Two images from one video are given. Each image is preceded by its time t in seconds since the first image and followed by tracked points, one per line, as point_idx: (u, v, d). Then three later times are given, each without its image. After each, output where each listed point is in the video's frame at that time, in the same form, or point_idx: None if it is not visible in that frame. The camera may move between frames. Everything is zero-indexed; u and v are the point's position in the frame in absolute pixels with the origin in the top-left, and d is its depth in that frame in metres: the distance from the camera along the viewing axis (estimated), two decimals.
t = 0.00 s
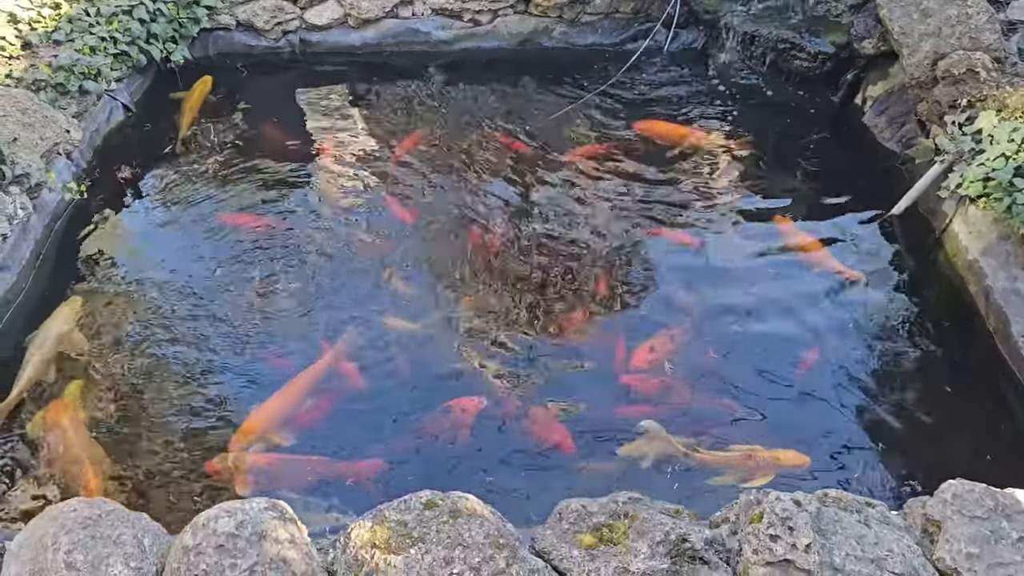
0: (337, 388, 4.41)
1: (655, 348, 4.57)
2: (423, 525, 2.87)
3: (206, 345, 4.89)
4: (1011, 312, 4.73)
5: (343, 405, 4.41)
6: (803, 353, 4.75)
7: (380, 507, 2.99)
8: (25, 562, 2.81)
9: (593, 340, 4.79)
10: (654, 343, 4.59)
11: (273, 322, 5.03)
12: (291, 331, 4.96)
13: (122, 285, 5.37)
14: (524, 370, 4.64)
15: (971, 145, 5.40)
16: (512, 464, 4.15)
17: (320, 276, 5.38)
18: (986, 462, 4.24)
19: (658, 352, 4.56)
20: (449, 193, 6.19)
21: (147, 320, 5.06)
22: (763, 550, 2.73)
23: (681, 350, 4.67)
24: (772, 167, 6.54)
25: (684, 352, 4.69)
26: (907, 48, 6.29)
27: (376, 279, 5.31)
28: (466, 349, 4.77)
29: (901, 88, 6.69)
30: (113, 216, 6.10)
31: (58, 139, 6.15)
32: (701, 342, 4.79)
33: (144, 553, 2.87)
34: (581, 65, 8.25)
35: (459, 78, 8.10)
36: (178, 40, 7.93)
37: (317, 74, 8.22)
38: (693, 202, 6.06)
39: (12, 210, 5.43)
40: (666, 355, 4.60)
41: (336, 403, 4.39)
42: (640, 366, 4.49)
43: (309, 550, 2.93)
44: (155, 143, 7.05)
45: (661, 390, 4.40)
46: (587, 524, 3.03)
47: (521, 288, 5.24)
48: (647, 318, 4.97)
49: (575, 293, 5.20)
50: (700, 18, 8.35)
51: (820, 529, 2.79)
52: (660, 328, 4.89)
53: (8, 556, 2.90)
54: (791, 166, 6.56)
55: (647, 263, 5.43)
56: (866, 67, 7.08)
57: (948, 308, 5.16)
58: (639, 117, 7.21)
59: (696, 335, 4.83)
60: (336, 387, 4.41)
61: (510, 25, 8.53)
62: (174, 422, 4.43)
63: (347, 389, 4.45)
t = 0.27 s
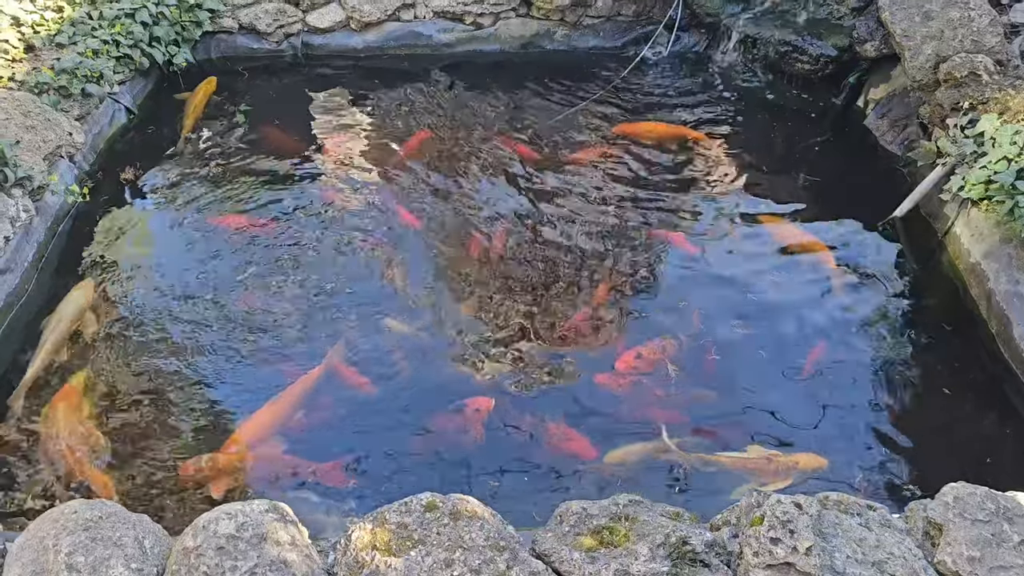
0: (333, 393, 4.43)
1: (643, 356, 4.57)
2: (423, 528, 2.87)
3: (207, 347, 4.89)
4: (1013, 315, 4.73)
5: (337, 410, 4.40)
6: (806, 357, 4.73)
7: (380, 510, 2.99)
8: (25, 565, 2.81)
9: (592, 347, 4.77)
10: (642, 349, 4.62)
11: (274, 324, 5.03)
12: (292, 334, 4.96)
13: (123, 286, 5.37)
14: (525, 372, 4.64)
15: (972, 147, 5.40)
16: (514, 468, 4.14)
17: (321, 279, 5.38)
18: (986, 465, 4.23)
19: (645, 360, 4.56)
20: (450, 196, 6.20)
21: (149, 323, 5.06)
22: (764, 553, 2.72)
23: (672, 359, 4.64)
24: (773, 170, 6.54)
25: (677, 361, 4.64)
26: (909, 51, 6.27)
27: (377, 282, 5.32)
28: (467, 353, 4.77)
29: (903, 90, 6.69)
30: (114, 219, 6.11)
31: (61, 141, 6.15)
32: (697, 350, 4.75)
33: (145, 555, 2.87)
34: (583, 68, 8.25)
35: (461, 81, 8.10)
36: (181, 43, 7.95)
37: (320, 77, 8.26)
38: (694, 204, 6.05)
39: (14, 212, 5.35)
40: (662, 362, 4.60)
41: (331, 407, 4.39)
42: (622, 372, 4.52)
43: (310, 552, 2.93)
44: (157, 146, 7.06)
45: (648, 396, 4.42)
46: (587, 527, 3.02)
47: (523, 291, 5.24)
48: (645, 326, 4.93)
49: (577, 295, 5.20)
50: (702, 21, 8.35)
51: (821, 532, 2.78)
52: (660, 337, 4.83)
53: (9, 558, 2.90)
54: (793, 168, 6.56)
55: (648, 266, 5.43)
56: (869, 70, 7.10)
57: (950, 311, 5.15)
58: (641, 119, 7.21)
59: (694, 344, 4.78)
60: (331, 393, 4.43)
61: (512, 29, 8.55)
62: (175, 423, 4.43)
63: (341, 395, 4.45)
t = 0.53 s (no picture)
0: (327, 400, 4.49)
1: (621, 360, 4.56)
2: (425, 530, 2.89)
3: (211, 351, 4.93)
4: (1011, 321, 4.76)
5: (331, 417, 4.43)
6: (808, 361, 4.76)
7: (382, 512, 3.01)
8: (30, 566, 2.83)
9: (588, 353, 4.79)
10: (621, 353, 4.61)
11: (277, 329, 5.06)
12: (295, 338, 4.99)
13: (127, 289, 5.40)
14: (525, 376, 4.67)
15: (970, 154, 5.41)
16: (516, 471, 4.18)
17: (324, 284, 5.41)
18: (982, 469, 4.26)
19: (623, 364, 4.55)
20: (452, 202, 6.24)
21: (153, 327, 5.10)
22: (763, 555, 2.75)
23: (657, 365, 4.60)
24: (773, 177, 6.58)
25: (661, 367, 4.60)
26: (907, 58, 6.32)
27: (379, 286, 5.36)
28: (470, 357, 4.81)
29: (901, 98, 6.73)
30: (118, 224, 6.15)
31: (65, 147, 6.19)
32: (686, 358, 4.74)
33: (149, 557, 2.89)
34: (583, 75, 8.30)
35: (462, 88, 8.15)
36: (183, 50, 8.00)
37: (322, 83, 8.31)
38: (694, 211, 6.09)
39: (18, 217, 5.41)
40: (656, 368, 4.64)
41: (326, 414, 4.44)
42: (597, 371, 4.55)
43: (313, 554, 2.95)
44: (160, 152, 7.10)
45: (635, 404, 4.42)
46: (588, 529, 3.05)
47: (524, 295, 5.28)
48: (639, 333, 4.94)
49: (578, 300, 5.24)
50: (702, 29, 8.40)
51: (820, 534, 2.81)
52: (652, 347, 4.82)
53: (14, 560, 2.92)
54: (792, 175, 6.61)
55: (649, 271, 5.47)
56: (867, 77, 7.12)
57: (947, 316, 5.19)
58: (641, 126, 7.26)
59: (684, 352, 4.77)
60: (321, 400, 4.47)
61: (513, 36, 8.60)
62: (179, 427, 4.46)
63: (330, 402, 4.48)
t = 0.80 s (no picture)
0: (321, 408, 4.52)
1: (599, 369, 4.61)
2: (425, 534, 2.91)
3: (211, 355, 4.95)
4: (1006, 325, 4.79)
5: (325, 424, 4.45)
6: (806, 366, 4.78)
7: (382, 516, 3.03)
8: (31, 570, 2.84)
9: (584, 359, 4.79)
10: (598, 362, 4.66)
11: (276, 334, 5.08)
12: (294, 343, 5.01)
13: (128, 295, 5.41)
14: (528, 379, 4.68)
15: (965, 160, 5.47)
16: (515, 475, 4.19)
17: (323, 288, 5.43)
18: (976, 472, 4.30)
19: (601, 372, 4.60)
20: (451, 207, 6.27)
21: (153, 332, 5.12)
22: (760, 559, 2.77)
23: (634, 373, 4.64)
24: (770, 182, 6.61)
25: (637, 376, 4.64)
26: (903, 65, 6.36)
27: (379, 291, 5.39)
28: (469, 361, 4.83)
29: (897, 104, 6.78)
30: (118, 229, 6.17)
31: (65, 153, 6.22)
32: (664, 369, 4.71)
33: (151, 561, 2.91)
34: (582, 81, 8.34)
35: (461, 94, 8.18)
36: (183, 56, 8.04)
37: (321, 89, 8.34)
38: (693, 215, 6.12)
39: (20, 222, 5.44)
40: (653, 373, 4.67)
41: (319, 422, 4.46)
42: (575, 380, 4.57)
43: (314, 558, 2.97)
44: (160, 157, 7.13)
45: (624, 413, 4.48)
46: (587, 533, 3.06)
47: (521, 300, 5.29)
48: (630, 340, 4.95)
49: (575, 303, 5.27)
50: (699, 35, 8.42)
51: (817, 538, 2.83)
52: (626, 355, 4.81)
53: (16, 564, 2.93)
54: (790, 180, 6.64)
55: (648, 277, 5.49)
56: (864, 83, 7.20)
57: (943, 321, 5.22)
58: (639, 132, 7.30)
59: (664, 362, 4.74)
60: (311, 408, 4.50)
61: (511, 42, 8.63)
62: (179, 431, 4.48)
63: (320, 410, 4.51)
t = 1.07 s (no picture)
0: (313, 412, 4.54)
1: (573, 379, 4.62)
2: (422, 539, 2.91)
3: (207, 360, 4.95)
4: (1001, 331, 4.80)
5: (316, 428, 4.47)
6: (802, 371, 4.80)
7: (378, 521, 3.03)
8: None
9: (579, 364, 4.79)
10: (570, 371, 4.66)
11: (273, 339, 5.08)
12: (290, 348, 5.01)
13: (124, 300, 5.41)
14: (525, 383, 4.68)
15: (960, 166, 5.46)
16: (511, 478, 4.21)
17: (319, 294, 5.44)
18: (970, 476, 4.31)
19: (575, 382, 4.61)
20: (447, 212, 6.28)
21: (149, 337, 5.11)
22: (757, 564, 2.77)
23: (605, 383, 4.65)
24: (766, 188, 6.63)
25: (610, 386, 4.65)
26: (897, 71, 6.38)
27: (375, 295, 5.39)
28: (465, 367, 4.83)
29: (892, 109, 6.80)
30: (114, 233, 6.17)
31: (62, 158, 6.23)
32: (636, 377, 4.71)
33: (146, 566, 2.90)
34: (578, 88, 8.36)
35: (457, 100, 8.20)
36: (181, 61, 8.05)
37: (318, 95, 8.35)
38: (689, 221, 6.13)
39: (16, 228, 5.45)
40: (648, 380, 4.69)
41: (312, 427, 4.47)
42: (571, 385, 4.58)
43: (310, 564, 2.96)
44: (157, 162, 7.14)
45: (615, 418, 4.51)
46: (583, 538, 3.07)
47: (517, 306, 5.29)
48: (622, 345, 4.97)
49: (572, 309, 5.28)
50: (695, 41, 8.44)
51: (813, 543, 2.83)
52: (596, 363, 4.80)
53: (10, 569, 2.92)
54: (785, 186, 6.66)
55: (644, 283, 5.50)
56: (859, 89, 7.22)
57: (937, 326, 5.24)
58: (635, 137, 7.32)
59: (637, 371, 4.74)
60: (300, 414, 4.51)
61: (508, 48, 8.65)
62: (175, 437, 4.47)
63: (311, 415, 4.53)
